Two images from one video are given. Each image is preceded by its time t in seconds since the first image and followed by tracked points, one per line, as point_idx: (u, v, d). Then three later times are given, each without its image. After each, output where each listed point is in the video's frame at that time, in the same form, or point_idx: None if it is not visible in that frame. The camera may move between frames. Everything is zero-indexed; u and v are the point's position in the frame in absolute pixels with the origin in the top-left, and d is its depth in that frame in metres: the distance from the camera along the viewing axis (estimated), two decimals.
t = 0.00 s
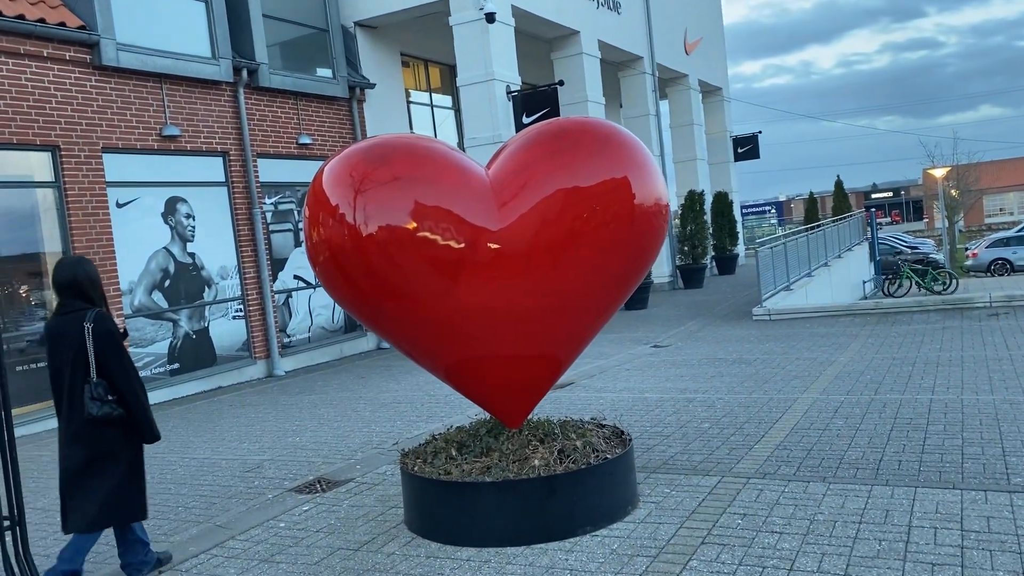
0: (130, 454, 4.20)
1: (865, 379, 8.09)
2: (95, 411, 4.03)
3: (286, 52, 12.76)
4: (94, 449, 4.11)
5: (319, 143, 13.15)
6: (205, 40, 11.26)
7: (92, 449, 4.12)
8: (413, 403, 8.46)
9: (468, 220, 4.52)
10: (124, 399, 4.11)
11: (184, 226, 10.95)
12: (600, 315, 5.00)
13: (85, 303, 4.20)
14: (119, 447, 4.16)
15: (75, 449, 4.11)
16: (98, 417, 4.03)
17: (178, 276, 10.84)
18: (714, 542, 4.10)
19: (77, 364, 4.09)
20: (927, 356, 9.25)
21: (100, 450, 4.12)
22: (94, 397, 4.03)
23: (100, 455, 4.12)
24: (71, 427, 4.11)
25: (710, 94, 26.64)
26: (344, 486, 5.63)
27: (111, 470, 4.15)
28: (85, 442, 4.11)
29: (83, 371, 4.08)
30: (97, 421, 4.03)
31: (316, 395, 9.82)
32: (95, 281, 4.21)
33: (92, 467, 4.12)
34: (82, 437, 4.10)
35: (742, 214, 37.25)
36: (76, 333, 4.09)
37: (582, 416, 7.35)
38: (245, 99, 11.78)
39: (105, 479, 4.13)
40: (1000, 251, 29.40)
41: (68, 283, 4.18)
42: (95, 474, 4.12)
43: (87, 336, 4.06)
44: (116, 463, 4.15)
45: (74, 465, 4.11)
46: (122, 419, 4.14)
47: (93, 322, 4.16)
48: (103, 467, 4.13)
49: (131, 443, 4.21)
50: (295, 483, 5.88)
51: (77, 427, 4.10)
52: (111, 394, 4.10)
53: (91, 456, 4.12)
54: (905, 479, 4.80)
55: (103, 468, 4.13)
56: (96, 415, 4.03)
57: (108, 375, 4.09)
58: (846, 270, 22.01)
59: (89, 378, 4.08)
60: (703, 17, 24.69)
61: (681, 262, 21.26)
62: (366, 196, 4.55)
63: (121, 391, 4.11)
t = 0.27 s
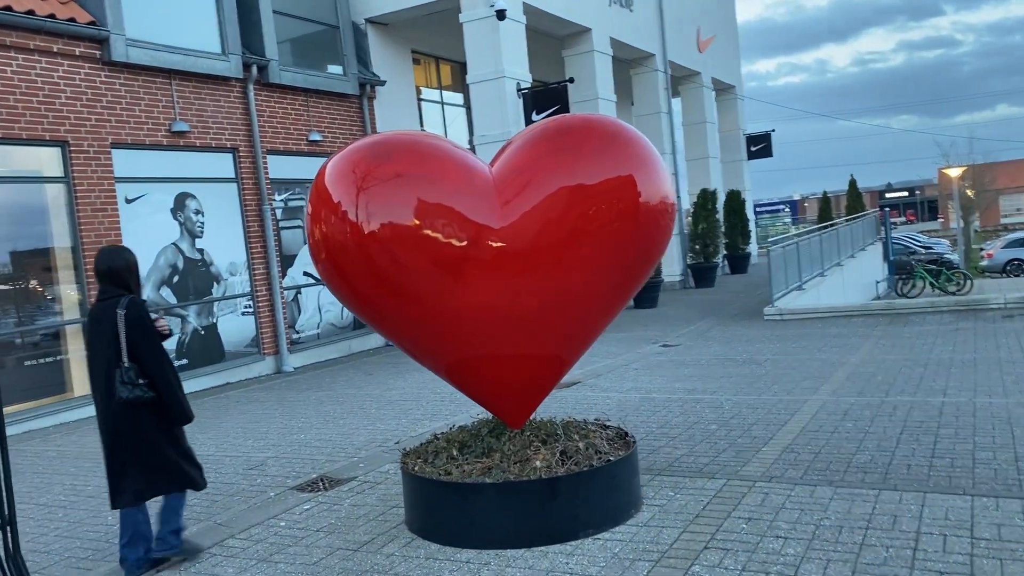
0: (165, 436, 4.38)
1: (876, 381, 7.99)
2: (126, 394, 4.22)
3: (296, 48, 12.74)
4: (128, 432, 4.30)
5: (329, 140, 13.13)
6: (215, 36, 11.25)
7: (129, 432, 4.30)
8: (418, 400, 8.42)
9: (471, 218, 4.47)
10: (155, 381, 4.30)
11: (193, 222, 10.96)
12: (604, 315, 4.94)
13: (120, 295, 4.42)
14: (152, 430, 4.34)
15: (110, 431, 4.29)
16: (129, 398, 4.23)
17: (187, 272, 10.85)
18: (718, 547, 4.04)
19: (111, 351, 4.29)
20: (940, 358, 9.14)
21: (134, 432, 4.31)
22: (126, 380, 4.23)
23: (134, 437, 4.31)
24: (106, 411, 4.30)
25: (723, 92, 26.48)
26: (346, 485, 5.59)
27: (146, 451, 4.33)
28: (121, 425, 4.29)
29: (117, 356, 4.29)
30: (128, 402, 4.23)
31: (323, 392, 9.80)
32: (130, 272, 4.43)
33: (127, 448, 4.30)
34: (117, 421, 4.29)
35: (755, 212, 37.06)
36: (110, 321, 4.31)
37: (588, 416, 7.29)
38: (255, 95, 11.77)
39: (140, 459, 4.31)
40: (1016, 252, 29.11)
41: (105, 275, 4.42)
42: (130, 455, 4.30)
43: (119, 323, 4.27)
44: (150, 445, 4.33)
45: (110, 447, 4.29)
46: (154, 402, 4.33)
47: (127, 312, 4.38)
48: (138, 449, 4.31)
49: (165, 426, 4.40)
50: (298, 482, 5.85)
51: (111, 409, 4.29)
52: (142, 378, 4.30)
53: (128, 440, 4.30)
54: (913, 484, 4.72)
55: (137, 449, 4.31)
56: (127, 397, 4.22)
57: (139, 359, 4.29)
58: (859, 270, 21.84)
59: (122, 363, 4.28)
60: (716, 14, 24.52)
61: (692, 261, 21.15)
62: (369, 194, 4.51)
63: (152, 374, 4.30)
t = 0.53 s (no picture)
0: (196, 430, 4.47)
1: (890, 386, 7.84)
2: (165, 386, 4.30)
3: (308, 46, 12.72)
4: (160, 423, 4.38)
5: (340, 138, 13.10)
6: (226, 34, 11.23)
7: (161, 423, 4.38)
8: (424, 401, 8.35)
9: (471, 218, 4.38)
10: (194, 377, 4.38)
11: (202, 220, 10.96)
12: (607, 317, 4.85)
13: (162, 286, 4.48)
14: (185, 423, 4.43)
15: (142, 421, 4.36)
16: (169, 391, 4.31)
17: (196, 270, 10.84)
18: (719, 557, 3.94)
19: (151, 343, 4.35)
20: (956, 363, 8.96)
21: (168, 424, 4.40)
22: (166, 373, 4.31)
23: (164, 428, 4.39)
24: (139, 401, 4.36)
25: (740, 92, 26.25)
26: (346, 487, 5.52)
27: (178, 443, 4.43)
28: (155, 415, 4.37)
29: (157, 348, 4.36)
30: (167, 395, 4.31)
31: (330, 392, 9.75)
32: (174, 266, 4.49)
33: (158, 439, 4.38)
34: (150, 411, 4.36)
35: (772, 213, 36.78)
36: (153, 314, 4.37)
37: (595, 419, 7.19)
38: (265, 93, 11.74)
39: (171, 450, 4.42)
40: None
41: (149, 267, 4.47)
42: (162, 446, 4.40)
43: (164, 316, 4.34)
44: (181, 438, 4.43)
45: (140, 437, 4.36)
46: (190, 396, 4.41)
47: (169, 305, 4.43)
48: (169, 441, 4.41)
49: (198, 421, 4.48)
50: (299, 483, 5.78)
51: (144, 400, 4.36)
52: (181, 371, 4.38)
53: (159, 432, 4.39)
54: (923, 494, 4.60)
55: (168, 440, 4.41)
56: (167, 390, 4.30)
57: (179, 353, 4.36)
58: (877, 272, 21.57)
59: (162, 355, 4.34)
60: (733, 13, 24.31)
61: (707, 262, 20.98)
62: (368, 193, 4.43)
63: (192, 371, 4.37)
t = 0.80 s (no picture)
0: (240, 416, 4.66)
1: (902, 390, 7.72)
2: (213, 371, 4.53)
3: (320, 44, 12.70)
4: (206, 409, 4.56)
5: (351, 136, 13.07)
6: (237, 31, 11.22)
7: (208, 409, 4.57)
8: (430, 401, 8.29)
9: (470, 218, 4.32)
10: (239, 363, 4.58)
11: (212, 217, 10.97)
12: (609, 319, 4.78)
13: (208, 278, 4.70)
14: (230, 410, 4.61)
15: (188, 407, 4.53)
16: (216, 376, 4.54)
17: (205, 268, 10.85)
18: (719, 566, 3.86)
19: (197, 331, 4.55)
20: (970, 367, 8.82)
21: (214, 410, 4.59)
22: (214, 359, 4.54)
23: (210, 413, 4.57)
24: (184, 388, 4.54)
25: (756, 91, 26.04)
26: (347, 489, 5.47)
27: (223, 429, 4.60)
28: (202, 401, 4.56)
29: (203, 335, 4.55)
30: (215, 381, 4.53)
31: (337, 391, 9.72)
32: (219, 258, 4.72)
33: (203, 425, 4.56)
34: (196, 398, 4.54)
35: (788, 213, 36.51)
36: (199, 303, 4.59)
37: (601, 422, 7.11)
38: (276, 91, 11.73)
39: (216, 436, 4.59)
40: None
41: (197, 260, 4.70)
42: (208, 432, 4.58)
43: (210, 305, 4.56)
44: (225, 423, 4.61)
45: (186, 424, 4.53)
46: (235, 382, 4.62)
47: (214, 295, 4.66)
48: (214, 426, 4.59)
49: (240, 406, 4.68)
50: (299, 484, 5.73)
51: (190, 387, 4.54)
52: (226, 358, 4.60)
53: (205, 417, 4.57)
54: (932, 503, 4.49)
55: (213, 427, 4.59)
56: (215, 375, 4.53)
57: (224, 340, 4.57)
58: (893, 274, 21.34)
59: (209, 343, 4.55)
60: (750, 11, 24.10)
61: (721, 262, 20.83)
62: (367, 192, 4.38)
63: (236, 357, 4.57)
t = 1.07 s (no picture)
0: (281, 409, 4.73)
1: (922, 394, 7.56)
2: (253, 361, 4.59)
3: (335, 41, 12.66)
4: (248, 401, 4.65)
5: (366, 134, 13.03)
6: (252, 28, 11.20)
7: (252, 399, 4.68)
8: (442, 399, 8.23)
9: (479, 214, 4.24)
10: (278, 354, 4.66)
11: (226, 214, 10.96)
12: (621, 319, 4.68)
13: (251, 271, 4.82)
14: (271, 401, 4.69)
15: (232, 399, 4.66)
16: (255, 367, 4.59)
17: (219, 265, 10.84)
18: (729, 574, 3.75)
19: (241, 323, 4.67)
20: (993, 371, 8.64)
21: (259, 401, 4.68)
22: (254, 350, 4.62)
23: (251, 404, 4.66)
24: (227, 378, 4.68)
25: (776, 90, 25.79)
26: (355, 488, 5.41)
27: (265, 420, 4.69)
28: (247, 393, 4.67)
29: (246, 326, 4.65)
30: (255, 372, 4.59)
31: (349, 389, 9.67)
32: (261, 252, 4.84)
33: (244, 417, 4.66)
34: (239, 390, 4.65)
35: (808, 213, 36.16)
36: (243, 295, 4.70)
37: (613, 423, 7.01)
38: (291, 88, 11.71)
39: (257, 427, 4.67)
40: None
41: (242, 253, 4.82)
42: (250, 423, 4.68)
43: (252, 297, 4.66)
44: (264, 414, 4.69)
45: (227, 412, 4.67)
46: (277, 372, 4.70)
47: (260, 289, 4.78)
48: (256, 416, 4.68)
49: (280, 396, 4.76)
50: (307, 483, 5.67)
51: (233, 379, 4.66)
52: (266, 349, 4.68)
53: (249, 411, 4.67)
54: (952, 511, 4.36)
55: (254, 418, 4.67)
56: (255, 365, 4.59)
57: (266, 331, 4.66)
58: (914, 275, 21.05)
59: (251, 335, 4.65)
60: (770, 9, 23.85)
61: (739, 263, 20.64)
62: (374, 187, 4.30)
63: (275, 349, 4.66)
